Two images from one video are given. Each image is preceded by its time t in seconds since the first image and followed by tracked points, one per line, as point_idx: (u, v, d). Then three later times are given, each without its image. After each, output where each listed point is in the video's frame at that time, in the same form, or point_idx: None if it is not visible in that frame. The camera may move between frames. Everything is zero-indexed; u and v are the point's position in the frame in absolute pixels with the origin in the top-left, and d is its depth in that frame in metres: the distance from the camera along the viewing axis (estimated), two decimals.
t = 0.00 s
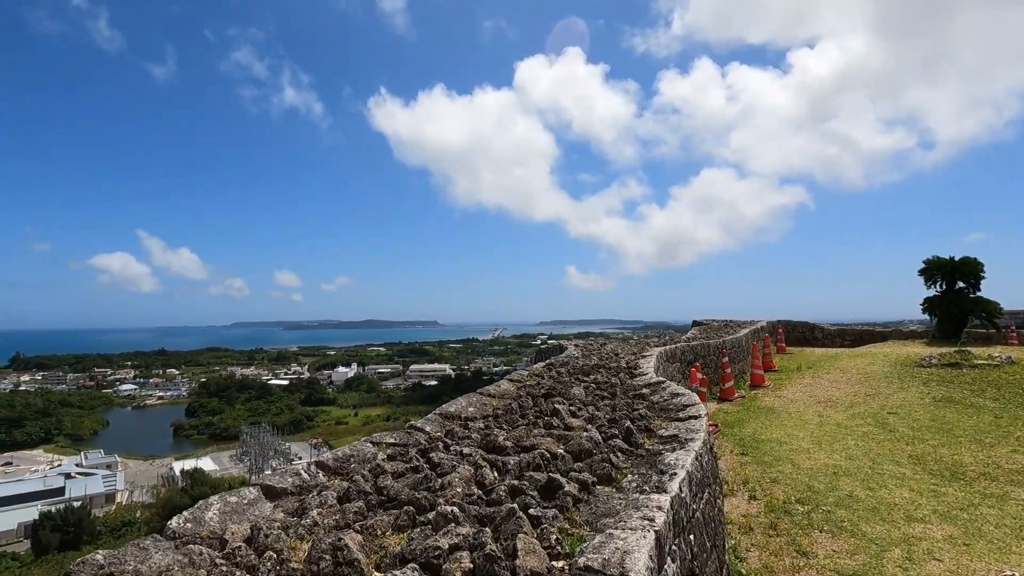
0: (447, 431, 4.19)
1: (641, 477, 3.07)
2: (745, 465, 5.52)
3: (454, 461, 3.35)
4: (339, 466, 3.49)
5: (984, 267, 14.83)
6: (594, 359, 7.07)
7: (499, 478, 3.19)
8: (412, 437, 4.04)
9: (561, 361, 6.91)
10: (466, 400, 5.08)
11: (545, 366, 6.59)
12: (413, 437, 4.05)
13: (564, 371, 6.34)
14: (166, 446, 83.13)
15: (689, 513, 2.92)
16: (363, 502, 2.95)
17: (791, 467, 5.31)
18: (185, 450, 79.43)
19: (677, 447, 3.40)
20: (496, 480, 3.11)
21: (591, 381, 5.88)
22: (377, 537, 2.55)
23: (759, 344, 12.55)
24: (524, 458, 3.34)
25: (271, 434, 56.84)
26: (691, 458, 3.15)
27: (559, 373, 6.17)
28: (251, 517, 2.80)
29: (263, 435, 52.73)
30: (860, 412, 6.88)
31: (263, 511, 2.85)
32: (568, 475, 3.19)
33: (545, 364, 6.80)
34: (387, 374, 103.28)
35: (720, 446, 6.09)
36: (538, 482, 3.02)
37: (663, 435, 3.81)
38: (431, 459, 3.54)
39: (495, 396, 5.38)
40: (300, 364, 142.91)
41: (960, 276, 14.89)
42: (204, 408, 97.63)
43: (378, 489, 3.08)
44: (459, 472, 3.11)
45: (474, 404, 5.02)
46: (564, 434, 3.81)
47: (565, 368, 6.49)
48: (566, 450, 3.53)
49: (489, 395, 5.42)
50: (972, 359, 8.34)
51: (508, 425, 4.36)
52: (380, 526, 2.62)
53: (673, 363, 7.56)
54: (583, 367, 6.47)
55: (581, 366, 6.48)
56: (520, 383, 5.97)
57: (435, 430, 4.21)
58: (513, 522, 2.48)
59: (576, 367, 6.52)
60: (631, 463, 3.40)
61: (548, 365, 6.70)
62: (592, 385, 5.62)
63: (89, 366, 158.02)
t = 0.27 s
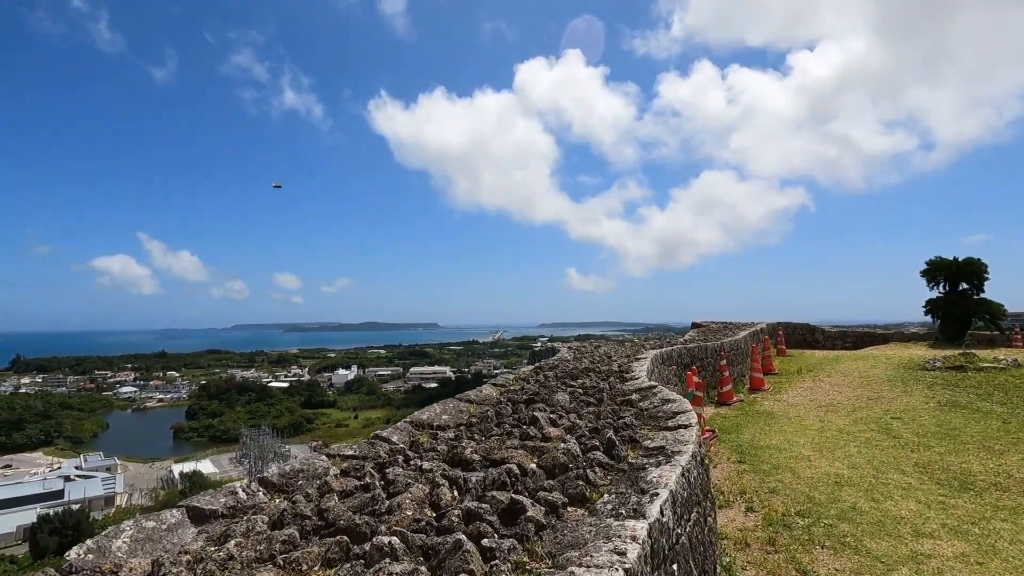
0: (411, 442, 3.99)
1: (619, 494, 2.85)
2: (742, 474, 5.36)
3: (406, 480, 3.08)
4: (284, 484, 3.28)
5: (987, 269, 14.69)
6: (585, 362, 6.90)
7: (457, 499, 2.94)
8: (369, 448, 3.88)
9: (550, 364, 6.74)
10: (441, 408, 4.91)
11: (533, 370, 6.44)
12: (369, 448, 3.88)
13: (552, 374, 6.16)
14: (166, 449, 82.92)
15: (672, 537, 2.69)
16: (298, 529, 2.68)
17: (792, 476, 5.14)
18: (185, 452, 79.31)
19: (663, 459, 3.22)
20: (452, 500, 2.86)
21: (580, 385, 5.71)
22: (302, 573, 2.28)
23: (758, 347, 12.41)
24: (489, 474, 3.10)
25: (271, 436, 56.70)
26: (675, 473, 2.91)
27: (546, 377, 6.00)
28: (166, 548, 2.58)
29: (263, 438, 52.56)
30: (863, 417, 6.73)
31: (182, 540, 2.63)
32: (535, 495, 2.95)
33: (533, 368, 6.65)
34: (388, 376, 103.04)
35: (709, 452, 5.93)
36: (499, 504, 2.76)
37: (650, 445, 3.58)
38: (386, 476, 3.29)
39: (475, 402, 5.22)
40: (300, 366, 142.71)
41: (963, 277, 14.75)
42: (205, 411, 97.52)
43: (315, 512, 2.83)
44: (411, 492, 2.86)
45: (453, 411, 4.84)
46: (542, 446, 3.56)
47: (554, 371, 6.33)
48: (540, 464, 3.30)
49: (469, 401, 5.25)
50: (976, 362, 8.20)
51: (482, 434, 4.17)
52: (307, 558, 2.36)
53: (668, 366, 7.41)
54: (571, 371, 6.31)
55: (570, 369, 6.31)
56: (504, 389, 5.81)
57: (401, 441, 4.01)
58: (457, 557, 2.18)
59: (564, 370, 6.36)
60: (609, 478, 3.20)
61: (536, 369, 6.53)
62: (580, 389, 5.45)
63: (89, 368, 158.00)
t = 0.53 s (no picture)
0: (368, 461, 3.79)
1: (586, 528, 2.61)
2: (739, 487, 5.19)
3: (346, 511, 2.81)
4: (211, 513, 3.08)
5: (991, 270, 14.51)
6: (575, 367, 6.72)
7: (400, 534, 2.67)
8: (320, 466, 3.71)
9: (537, 370, 6.56)
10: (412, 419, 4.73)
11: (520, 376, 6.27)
12: (318, 468, 3.69)
13: (539, 381, 5.98)
14: (166, 451, 82.84)
15: None
16: (206, 573, 2.40)
17: (791, 489, 4.97)
18: (186, 454, 79.22)
19: (642, 483, 3.01)
20: (391, 538, 2.57)
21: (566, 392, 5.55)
22: None
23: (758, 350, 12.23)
24: (440, 503, 2.85)
25: (272, 438, 56.53)
26: (650, 505, 2.68)
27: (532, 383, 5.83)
28: None
29: (263, 440, 52.41)
30: (866, 424, 6.57)
31: None
32: (489, 528, 2.70)
33: (520, 375, 6.48)
34: (389, 378, 102.88)
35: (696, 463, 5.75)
36: (443, 540, 2.50)
37: (629, 466, 3.38)
38: (328, 504, 3.01)
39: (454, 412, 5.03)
40: (302, 368, 142.60)
41: (967, 278, 14.57)
42: (206, 413, 97.44)
43: (231, 551, 2.57)
44: (344, 527, 2.60)
45: (429, 423, 4.68)
46: (512, 467, 3.37)
47: (542, 377, 6.14)
48: (502, 490, 3.10)
49: (447, 411, 5.07)
50: (982, 366, 8.02)
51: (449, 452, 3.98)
52: None
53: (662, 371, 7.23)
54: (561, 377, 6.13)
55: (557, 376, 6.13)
56: (484, 398, 5.62)
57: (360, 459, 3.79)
58: None
59: (552, 376, 6.18)
60: (578, 507, 2.96)
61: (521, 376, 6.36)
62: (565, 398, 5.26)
63: (91, 370, 158.12)
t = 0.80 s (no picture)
0: (325, 481, 3.56)
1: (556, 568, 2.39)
2: (740, 499, 5.01)
3: (279, 547, 2.56)
4: (135, 545, 2.80)
5: (1001, 270, 14.27)
6: (569, 372, 6.58)
7: (338, 574, 2.39)
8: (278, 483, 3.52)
9: (529, 376, 6.42)
10: (387, 432, 4.56)
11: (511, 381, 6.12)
12: (269, 488, 3.48)
13: (531, 387, 5.84)
14: (171, 452, 83.09)
15: None
16: None
17: (795, 502, 4.79)
18: (190, 456, 79.44)
19: (627, 509, 2.81)
20: None
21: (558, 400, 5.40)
22: None
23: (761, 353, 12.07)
24: (391, 538, 2.63)
25: (275, 439, 56.57)
26: (635, 535, 2.46)
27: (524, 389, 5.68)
28: None
29: (267, 441, 52.33)
30: (874, 431, 6.40)
31: None
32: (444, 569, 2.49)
33: (512, 380, 6.32)
34: (393, 379, 102.88)
35: (692, 473, 5.58)
36: None
37: (614, 487, 3.20)
38: (262, 539, 2.76)
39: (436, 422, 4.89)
40: (306, 369, 142.69)
41: (975, 279, 14.35)
42: (210, 414, 97.68)
43: None
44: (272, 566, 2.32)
45: (404, 433, 4.54)
46: (484, 491, 3.19)
47: (535, 383, 5.99)
48: (468, 520, 2.91)
49: (428, 421, 4.92)
50: (994, 370, 7.83)
51: (419, 469, 3.81)
52: None
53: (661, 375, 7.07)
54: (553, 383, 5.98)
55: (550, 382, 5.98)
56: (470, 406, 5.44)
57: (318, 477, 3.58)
58: None
59: (544, 382, 6.04)
60: (553, 539, 2.74)
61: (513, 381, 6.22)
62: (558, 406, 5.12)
63: (97, 371, 158.86)
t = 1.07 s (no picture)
0: (276, 502, 3.32)
1: None
2: (749, 512, 4.81)
3: None
4: None
5: (1017, 269, 13.97)
6: (567, 376, 6.40)
7: None
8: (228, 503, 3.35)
9: (525, 380, 6.25)
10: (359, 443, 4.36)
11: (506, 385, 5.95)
12: (211, 513, 3.28)
13: (527, 393, 5.66)
14: (179, 454, 83.58)
15: None
16: None
17: (809, 516, 4.59)
18: (199, 457, 79.86)
19: (616, 543, 2.59)
20: None
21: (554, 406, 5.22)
22: None
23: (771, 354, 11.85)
24: None
25: (283, 441, 56.62)
26: None
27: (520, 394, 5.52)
28: None
29: (274, 442, 52.38)
30: (890, 438, 6.18)
31: None
32: None
33: (506, 384, 6.15)
34: (400, 381, 102.79)
35: (695, 482, 5.42)
36: None
37: (604, 513, 3.02)
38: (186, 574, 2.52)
39: (417, 430, 4.75)
40: (313, 371, 143.09)
41: (991, 278, 14.05)
42: (218, 415, 98.14)
43: None
44: None
45: (380, 443, 4.41)
46: (452, 517, 2.93)
47: (531, 388, 5.82)
48: (428, 555, 2.63)
49: (409, 429, 4.77)
50: (1014, 373, 7.59)
51: (385, 488, 3.61)
52: None
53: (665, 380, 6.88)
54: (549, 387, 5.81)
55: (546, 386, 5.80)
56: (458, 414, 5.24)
57: (271, 497, 3.38)
58: None
59: (541, 387, 5.86)
60: None
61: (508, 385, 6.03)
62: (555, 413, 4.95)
63: (107, 373, 160.29)
